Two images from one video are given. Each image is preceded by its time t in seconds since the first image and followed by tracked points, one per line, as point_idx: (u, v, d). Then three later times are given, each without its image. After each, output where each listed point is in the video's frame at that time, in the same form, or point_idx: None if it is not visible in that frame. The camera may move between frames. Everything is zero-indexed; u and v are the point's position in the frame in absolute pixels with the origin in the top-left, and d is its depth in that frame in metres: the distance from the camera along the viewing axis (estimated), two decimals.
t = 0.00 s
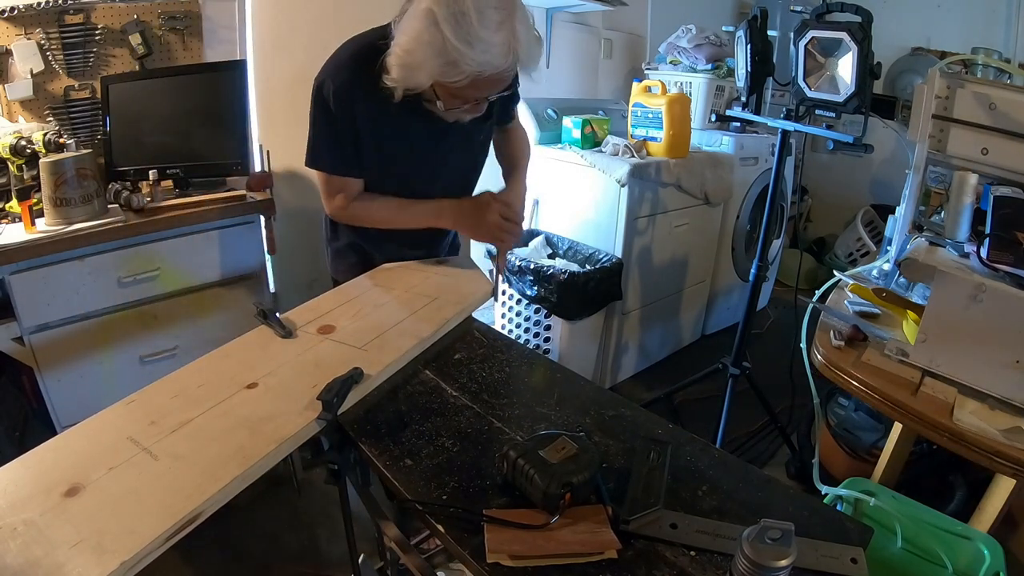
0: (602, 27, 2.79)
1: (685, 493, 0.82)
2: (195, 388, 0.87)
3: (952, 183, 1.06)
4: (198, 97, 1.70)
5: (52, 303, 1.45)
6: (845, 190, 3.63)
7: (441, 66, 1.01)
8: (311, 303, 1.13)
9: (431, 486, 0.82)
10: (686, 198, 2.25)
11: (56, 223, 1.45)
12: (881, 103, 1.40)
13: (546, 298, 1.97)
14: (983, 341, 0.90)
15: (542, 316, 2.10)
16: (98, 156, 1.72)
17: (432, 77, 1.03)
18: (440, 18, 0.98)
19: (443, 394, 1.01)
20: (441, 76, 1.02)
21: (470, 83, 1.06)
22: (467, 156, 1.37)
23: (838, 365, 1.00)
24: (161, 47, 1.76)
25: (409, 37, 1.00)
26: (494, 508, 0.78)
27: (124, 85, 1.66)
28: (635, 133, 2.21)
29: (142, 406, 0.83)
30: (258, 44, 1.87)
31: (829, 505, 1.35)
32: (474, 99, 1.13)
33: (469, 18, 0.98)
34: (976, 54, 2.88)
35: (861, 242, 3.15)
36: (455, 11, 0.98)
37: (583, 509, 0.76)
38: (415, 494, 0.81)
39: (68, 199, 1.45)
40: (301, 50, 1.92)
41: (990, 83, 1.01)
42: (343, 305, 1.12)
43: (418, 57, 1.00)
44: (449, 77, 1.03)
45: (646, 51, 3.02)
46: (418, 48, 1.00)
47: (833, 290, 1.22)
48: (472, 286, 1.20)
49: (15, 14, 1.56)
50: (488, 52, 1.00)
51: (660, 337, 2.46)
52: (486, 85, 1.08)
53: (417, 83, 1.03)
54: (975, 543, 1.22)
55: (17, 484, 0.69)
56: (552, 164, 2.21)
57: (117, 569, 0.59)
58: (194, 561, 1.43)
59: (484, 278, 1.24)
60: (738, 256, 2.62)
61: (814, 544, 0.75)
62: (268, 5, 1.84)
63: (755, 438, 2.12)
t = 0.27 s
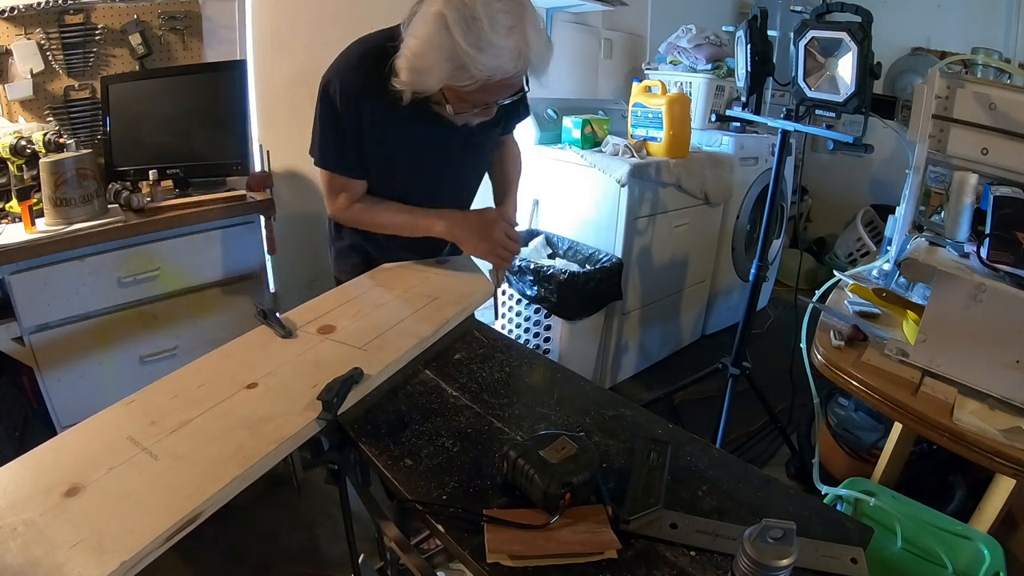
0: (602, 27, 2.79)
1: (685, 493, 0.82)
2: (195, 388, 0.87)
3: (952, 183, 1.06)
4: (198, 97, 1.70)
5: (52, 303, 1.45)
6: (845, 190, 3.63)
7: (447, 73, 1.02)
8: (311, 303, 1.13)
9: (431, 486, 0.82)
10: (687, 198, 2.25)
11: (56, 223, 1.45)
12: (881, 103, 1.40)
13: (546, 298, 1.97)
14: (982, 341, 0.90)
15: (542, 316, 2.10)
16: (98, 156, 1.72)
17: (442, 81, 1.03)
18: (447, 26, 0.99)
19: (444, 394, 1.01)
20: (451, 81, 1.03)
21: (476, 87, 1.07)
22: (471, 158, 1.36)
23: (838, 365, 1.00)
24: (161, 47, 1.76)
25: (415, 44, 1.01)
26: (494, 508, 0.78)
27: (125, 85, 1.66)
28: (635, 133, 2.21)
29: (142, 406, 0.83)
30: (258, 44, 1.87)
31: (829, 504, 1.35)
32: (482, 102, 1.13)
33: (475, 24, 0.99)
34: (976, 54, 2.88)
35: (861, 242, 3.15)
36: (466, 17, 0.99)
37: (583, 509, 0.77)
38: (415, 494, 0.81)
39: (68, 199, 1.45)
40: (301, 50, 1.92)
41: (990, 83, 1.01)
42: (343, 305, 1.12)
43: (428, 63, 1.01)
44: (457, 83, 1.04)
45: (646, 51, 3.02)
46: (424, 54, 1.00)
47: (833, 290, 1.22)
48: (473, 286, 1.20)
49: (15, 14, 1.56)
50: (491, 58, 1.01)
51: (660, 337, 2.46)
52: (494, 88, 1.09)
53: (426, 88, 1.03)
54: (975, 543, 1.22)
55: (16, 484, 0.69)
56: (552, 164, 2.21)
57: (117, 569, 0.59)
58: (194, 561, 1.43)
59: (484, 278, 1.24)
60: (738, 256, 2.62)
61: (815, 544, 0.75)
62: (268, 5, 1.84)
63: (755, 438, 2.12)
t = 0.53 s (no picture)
0: (601, 27, 2.79)
1: (685, 493, 0.82)
2: (195, 388, 0.87)
3: (952, 183, 1.06)
4: (199, 97, 1.70)
5: (52, 304, 1.45)
6: (845, 190, 3.63)
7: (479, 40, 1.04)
8: (311, 303, 1.13)
9: (431, 486, 0.82)
10: (687, 198, 2.25)
11: (56, 223, 1.45)
12: (881, 103, 1.40)
13: (547, 298, 1.97)
14: (983, 341, 0.90)
15: (542, 316, 2.10)
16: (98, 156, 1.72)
17: (476, 49, 1.05)
18: None
19: (444, 394, 1.01)
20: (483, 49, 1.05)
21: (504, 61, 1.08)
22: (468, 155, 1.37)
23: (838, 365, 1.00)
24: (161, 47, 1.76)
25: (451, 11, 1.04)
26: (494, 507, 0.78)
27: (125, 85, 1.66)
28: (635, 133, 2.21)
29: (142, 406, 0.83)
30: (258, 43, 1.87)
31: (829, 505, 1.35)
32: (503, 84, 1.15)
33: None
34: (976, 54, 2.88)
35: (861, 242, 3.15)
36: None
37: (583, 509, 0.77)
38: (415, 494, 0.81)
39: (68, 199, 1.45)
40: (302, 49, 1.92)
41: (990, 83, 1.01)
42: (343, 305, 1.12)
43: (463, 28, 1.03)
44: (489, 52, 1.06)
45: (646, 51, 3.02)
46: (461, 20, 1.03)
47: (833, 290, 1.22)
48: (472, 286, 1.20)
49: (15, 14, 1.56)
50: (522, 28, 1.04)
51: (660, 337, 2.46)
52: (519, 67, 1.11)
53: (457, 54, 1.05)
54: (975, 543, 1.22)
55: (16, 484, 0.69)
56: (552, 164, 2.21)
57: (117, 569, 0.59)
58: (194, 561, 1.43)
59: (484, 278, 1.24)
60: (738, 256, 2.62)
61: (815, 545, 0.75)
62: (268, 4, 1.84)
63: (755, 438, 2.12)
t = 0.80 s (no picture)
0: (601, 27, 2.79)
1: (685, 493, 0.82)
2: (195, 388, 0.87)
3: (952, 183, 1.06)
4: (199, 97, 1.70)
5: (52, 304, 1.45)
6: (845, 190, 3.63)
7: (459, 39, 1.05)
8: (312, 303, 1.13)
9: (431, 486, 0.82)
10: (686, 198, 2.25)
11: (56, 223, 1.45)
12: (880, 103, 1.40)
13: (546, 298, 1.97)
14: (982, 341, 0.90)
15: (542, 316, 2.10)
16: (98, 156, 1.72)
17: (456, 47, 1.05)
18: None
19: (444, 394, 1.01)
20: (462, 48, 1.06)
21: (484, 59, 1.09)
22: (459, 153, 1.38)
23: (838, 365, 1.00)
24: (161, 47, 1.76)
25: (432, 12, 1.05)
26: (494, 507, 0.78)
27: (125, 85, 1.66)
28: (635, 133, 2.21)
29: (142, 406, 0.83)
30: (258, 43, 1.87)
31: (829, 505, 1.36)
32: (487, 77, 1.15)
33: None
34: (976, 54, 2.88)
35: (861, 242, 3.16)
36: None
37: (583, 509, 0.77)
38: (415, 494, 0.81)
39: (68, 199, 1.45)
40: (302, 49, 1.92)
41: (990, 83, 1.01)
42: (342, 305, 1.12)
43: (444, 28, 1.04)
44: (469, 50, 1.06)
45: (646, 51, 3.02)
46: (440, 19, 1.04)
47: (833, 290, 1.22)
48: (472, 286, 1.20)
49: (15, 14, 1.56)
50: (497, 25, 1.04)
51: (660, 337, 2.46)
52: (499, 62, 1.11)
53: (438, 53, 1.06)
54: (975, 543, 1.22)
55: (16, 484, 0.69)
56: (552, 164, 2.21)
57: (117, 569, 0.59)
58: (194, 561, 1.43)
59: (484, 278, 1.24)
60: (738, 256, 2.62)
61: (815, 545, 0.75)
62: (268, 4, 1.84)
63: (755, 438, 2.12)
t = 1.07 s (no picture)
0: (601, 27, 2.80)
1: (685, 493, 0.82)
2: (195, 388, 0.87)
3: (952, 183, 1.06)
4: (199, 96, 1.70)
5: (52, 303, 1.45)
6: (845, 189, 3.63)
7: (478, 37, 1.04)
8: (312, 304, 1.13)
9: (431, 486, 0.82)
10: (686, 198, 2.25)
11: (56, 223, 1.45)
12: (880, 104, 1.40)
13: (546, 298, 1.97)
14: (982, 342, 0.90)
15: (542, 316, 2.10)
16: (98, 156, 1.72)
17: (474, 46, 1.05)
18: None
19: (444, 394, 1.01)
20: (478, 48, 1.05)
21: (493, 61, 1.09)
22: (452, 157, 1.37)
23: (838, 365, 1.00)
24: (161, 47, 1.76)
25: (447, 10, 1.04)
26: (494, 507, 0.78)
27: (125, 85, 1.66)
28: (635, 133, 2.21)
29: (142, 406, 0.83)
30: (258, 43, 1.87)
31: (829, 505, 1.36)
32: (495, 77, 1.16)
33: None
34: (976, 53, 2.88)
35: (860, 242, 3.16)
36: None
37: (583, 509, 0.77)
38: (415, 494, 0.81)
39: (68, 199, 1.45)
40: (302, 49, 1.92)
41: (991, 83, 1.01)
42: (342, 305, 1.12)
43: (463, 26, 1.04)
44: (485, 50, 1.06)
45: (646, 51, 3.02)
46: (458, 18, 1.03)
47: (833, 290, 1.22)
48: (472, 287, 1.20)
49: (15, 14, 1.57)
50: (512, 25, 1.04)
51: (660, 337, 2.46)
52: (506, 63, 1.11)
53: (456, 51, 1.05)
54: (975, 543, 1.22)
55: (16, 484, 0.69)
56: (552, 163, 2.21)
57: (117, 569, 0.59)
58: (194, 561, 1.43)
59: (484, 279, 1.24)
60: (738, 256, 2.62)
61: (815, 545, 0.75)
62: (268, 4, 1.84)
63: (755, 438, 2.12)
